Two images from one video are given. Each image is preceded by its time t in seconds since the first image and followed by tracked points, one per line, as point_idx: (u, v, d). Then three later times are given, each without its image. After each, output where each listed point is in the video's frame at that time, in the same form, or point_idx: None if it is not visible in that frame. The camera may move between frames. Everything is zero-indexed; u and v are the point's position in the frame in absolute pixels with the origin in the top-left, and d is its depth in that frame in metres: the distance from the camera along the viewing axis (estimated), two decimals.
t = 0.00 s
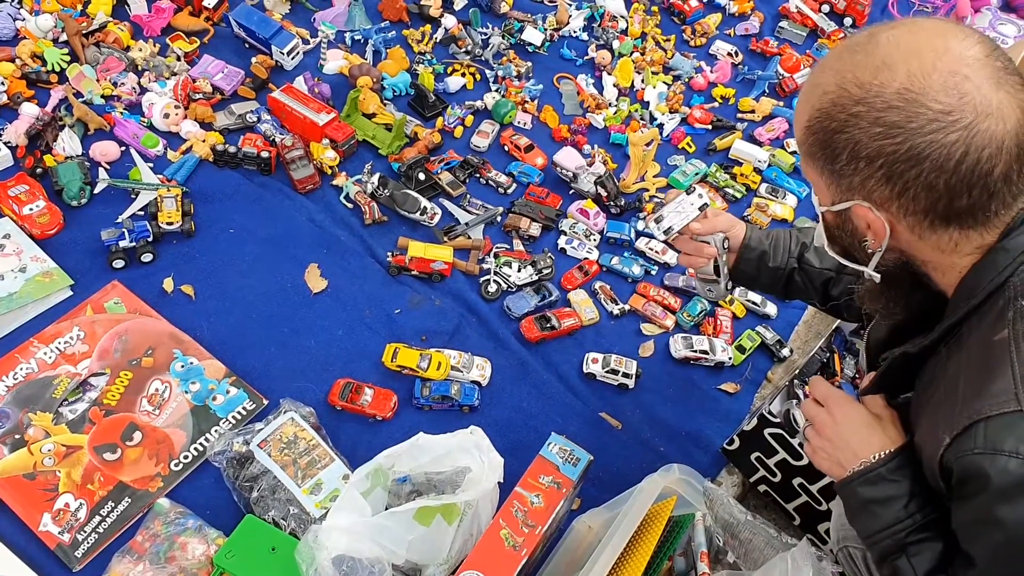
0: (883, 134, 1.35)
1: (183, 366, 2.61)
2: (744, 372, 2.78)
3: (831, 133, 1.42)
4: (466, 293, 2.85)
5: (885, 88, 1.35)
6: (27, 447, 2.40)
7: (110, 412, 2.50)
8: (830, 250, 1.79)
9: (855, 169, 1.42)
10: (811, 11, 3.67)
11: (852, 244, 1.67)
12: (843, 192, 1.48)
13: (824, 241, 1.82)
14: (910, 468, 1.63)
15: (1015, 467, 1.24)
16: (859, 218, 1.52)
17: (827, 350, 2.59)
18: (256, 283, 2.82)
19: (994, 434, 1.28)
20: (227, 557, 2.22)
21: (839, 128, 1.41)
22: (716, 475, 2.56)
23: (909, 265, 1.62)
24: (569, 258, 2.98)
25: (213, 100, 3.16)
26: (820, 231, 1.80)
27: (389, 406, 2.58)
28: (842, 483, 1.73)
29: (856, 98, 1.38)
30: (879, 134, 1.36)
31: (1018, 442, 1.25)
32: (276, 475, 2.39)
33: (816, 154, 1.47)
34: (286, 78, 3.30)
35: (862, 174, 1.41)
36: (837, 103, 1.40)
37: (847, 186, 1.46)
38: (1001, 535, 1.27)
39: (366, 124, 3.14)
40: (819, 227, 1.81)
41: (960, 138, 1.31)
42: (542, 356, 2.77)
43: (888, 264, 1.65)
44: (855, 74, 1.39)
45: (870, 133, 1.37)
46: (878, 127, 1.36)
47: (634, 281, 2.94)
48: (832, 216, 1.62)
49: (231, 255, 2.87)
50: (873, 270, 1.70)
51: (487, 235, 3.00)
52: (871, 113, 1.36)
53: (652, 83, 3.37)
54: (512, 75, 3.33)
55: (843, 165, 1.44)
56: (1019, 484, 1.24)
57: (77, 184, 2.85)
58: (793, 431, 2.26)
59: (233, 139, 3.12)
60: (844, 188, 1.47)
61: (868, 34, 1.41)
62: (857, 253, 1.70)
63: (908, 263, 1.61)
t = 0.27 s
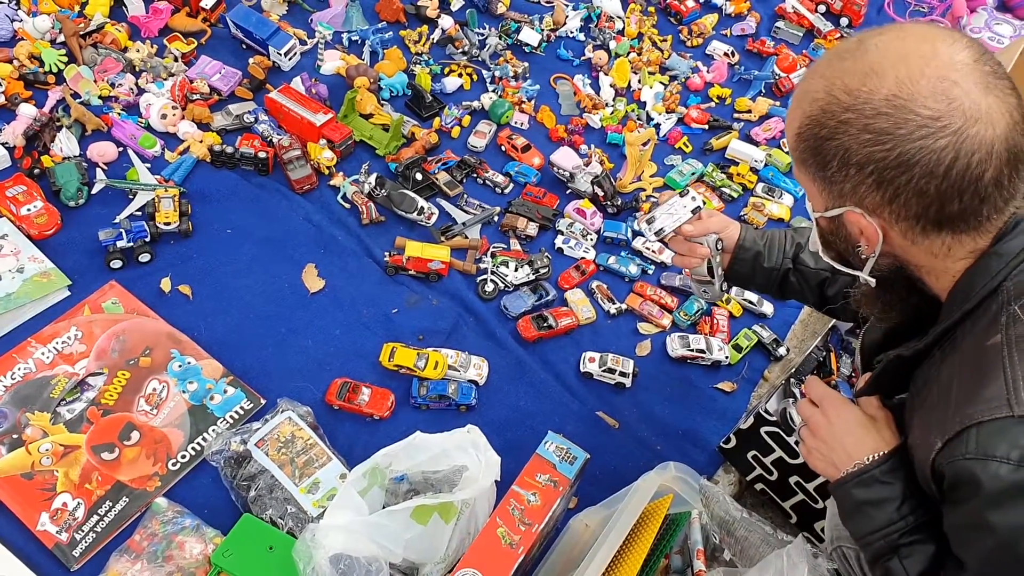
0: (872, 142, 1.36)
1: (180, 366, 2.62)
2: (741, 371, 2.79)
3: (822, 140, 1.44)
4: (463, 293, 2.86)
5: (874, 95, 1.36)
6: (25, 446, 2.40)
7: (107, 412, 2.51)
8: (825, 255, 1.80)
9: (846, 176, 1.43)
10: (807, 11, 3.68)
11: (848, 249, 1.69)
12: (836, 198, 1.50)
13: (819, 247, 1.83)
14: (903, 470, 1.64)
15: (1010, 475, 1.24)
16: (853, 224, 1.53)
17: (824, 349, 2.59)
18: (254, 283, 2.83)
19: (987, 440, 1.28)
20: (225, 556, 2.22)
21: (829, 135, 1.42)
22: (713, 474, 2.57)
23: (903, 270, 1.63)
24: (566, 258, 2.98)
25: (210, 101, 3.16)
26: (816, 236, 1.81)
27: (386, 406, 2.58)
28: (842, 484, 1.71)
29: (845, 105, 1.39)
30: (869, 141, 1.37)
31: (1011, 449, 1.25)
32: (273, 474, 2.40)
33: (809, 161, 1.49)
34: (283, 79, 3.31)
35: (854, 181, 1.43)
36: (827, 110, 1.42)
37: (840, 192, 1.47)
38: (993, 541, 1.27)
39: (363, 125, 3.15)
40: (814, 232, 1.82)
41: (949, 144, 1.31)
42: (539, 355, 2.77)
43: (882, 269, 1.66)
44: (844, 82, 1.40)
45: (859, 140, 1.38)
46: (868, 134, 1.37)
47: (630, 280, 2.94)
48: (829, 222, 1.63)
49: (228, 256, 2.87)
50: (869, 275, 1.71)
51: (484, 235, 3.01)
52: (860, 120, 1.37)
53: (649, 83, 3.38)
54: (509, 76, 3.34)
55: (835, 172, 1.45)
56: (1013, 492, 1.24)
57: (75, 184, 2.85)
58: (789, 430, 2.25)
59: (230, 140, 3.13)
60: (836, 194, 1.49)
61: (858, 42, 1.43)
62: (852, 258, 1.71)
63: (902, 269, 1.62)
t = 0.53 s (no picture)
0: (916, 98, 1.29)
1: (176, 367, 2.62)
2: (736, 372, 2.79)
3: (854, 107, 1.34)
4: (459, 294, 2.86)
5: (911, 50, 1.30)
6: (20, 448, 2.41)
7: (103, 413, 2.51)
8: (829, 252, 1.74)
9: (884, 143, 1.34)
10: (802, 12, 3.69)
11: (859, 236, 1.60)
12: (865, 172, 1.39)
13: (819, 245, 1.78)
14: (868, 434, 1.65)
15: (939, 433, 1.28)
16: (879, 201, 1.43)
17: (820, 349, 2.65)
18: (249, 285, 2.83)
19: (938, 400, 1.31)
20: (221, 556, 2.23)
21: (863, 100, 1.33)
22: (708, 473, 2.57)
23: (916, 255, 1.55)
24: (561, 259, 2.99)
25: (206, 103, 3.17)
26: (817, 233, 1.75)
27: (382, 406, 2.58)
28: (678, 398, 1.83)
29: (878, 65, 1.32)
30: (911, 99, 1.29)
31: (956, 415, 1.27)
32: (269, 475, 2.40)
33: (835, 134, 1.38)
34: (280, 81, 3.32)
35: (890, 147, 1.33)
36: (858, 74, 1.33)
37: (871, 164, 1.37)
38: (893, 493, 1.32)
39: (359, 126, 3.15)
40: (814, 229, 1.76)
41: (995, 92, 1.27)
42: (535, 356, 2.78)
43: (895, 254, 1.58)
44: (871, 43, 1.34)
45: (900, 99, 1.30)
46: (912, 90, 1.29)
47: (626, 281, 2.95)
48: (843, 208, 1.52)
49: (224, 257, 2.88)
50: (879, 264, 1.64)
51: (480, 236, 3.01)
52: (900, 77, 1.30)
53: (644, 84, 3.38)
54: (505, 77, 3.35)
55: (867, 140, 1.35)
56: (938, 453, 1.27)
57: (71, 186, 2.86)
58: (784, 429, 2.24)
59: (225, 142, 3.13)
60: (866, 168, 1.39)
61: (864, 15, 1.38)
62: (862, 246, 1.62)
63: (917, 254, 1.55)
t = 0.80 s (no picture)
0: (808, 120, 1.37)
1: (171, 372, 2.62)
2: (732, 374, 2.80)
3: (759, 124, 1.44)
4: (454, 297, 2.87)
5: (807, 73, 1.37)
6: (15, 453, 2.40)
7: (98, 418, 2.51)
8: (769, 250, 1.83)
9: (784, 159, 1.43)
10: (796, 15, 3.69)
11: (787, 239, 1.69)
12: (775, 182, 1.49)
13: (761, 244, 1.88)
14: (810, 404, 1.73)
15: (763, 364, 1.49)
16: (792, 211, 1.52)
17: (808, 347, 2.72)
18: (244, 289, 2.83)
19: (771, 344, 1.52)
20: (216, 561, 2.22)
21: (765, 119, 1.42)
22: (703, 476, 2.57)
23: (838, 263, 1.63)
24: (557, 262, 2.99)
25: (201, 107, 3.17)
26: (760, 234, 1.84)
27: (378, 410, 2.59)
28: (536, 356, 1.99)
29: (779, 85, 1.40)
30: (805, 120, 1.37)
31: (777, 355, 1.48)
32: (264, 479, 2.40)
33: (747, 146, 1.49)
34: (275, 85, 3.32)
35: (791, 163, 1.42)
36: (762, 95, 1.42)
37: (778, 176, 1.47)
38: (709, 403, 1.56)
39: (355, 130, 3.16)
40: (758, 230, 1.84)
41: (883, 117, 1.33)
42: (530, 358, 2.78)
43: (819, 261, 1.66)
44: (777, 65, 1.41)
45: (795, 120, 1.38)
46: (804, 112, 1.37)
47: (621, 283, 2.96)
48: (769, 213, 1.62)
49: (219, 261, 2.88)
50: (810, 268, 1.71)
51: (475, 239, 3.01)
52: (795, 99, 1.38)
53: (639, 87, 3.39)
54: (500, 81, 3.35)
55: (772, 154, 1.44)
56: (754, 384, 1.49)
57: (66, 191, 2.86)
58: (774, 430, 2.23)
59: (221, 146, 3.14)
60: (774, 179, 1.48)
61: (827, 25, 1.40)
62: (794, 249, 1.71)
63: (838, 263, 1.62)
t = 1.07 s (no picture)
0: (788, 144, 1.36)
1: (168, 378, 2.62)
2: (729, 379, 2.80)
3: (737, 151, 1.42)
4: (451, 303, 2.86)
5: (783, 98, 1.37)
6: (12, 460, 2.40)
7: (95, 425, 2.51)
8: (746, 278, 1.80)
9: (765, 184, 1.41)
10: (793, 20, 3.70)
11: (767, 268, 1.67)
12: (756, 209, 1.47)
13: (738, 269, 1.87)
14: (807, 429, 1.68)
15: (769, 403, 1.43)
16: (774, 237, 1.50)
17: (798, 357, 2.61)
18: (241, 296, 2.83)
19: (774, 382, 1.47)
20: (213, 568, 2.21)
21: (743, 145, 1.41)
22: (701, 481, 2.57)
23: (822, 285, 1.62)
24: (554, 267, 2.99)
25: (198, 113, 3.17)
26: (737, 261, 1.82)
27: (375, 416, 2.58)
28: (512, 382, 2.01)
29: (756, 111, 1.39)
30: (785, 145, 1.36)
31: (783, 390, 1.42)
32: (261, 486, 2.40)
33: (727, 174, 1.47)
34: (271, 91, 3.32)
35: (772, 189, 1.41)
36: (738, 120, 1.41)
37: (759, 202, 1.45)
38: (719, 457, 1.48)
39: (352, 136, 3.15)
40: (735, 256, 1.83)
41: (864, 138, 1.33)
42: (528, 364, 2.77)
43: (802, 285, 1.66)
44: (752, 90, 1.40)
45: (775, 145, 1.37)
46: (783, 136, 1.36)
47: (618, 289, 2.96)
48: (749, 240, 1.60)
49: (215, 268, 2.88)
50: (790, 293, 1.71)
51: (473, 244, 3.01)
52: (773, 124, 1.37)
53: (636, 92, 3.39)
54: (497, 86, 3.35)
55: (752, 181, 1.43)
56: (763, 425, 1.43)
57: (63, 198, 2.86)
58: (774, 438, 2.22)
59: (217, 152, 3.13)
60: (756, 206, 1.46)
61: (813, 41, 1.42)
62: (773, 277, 1.69)
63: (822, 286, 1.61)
